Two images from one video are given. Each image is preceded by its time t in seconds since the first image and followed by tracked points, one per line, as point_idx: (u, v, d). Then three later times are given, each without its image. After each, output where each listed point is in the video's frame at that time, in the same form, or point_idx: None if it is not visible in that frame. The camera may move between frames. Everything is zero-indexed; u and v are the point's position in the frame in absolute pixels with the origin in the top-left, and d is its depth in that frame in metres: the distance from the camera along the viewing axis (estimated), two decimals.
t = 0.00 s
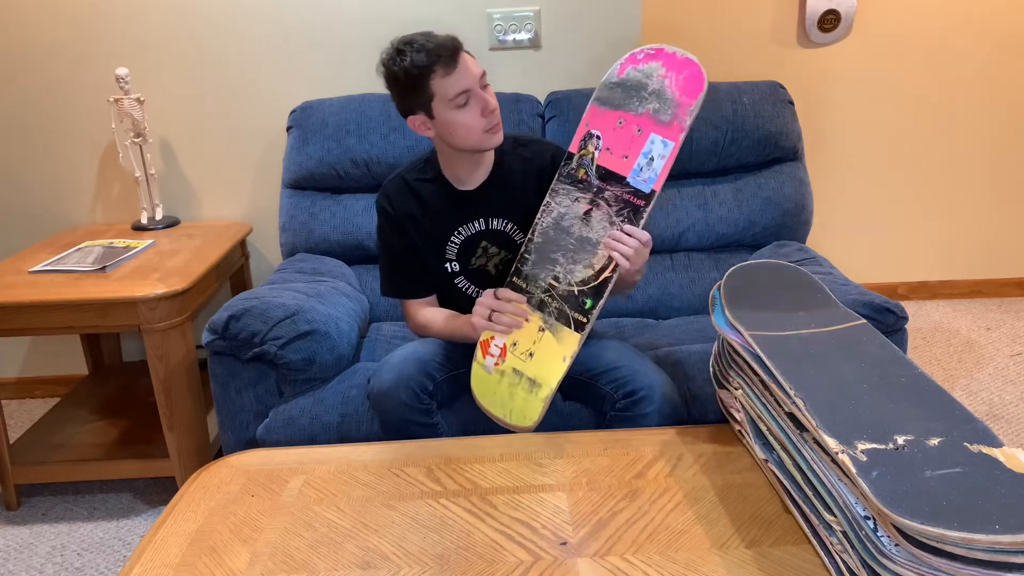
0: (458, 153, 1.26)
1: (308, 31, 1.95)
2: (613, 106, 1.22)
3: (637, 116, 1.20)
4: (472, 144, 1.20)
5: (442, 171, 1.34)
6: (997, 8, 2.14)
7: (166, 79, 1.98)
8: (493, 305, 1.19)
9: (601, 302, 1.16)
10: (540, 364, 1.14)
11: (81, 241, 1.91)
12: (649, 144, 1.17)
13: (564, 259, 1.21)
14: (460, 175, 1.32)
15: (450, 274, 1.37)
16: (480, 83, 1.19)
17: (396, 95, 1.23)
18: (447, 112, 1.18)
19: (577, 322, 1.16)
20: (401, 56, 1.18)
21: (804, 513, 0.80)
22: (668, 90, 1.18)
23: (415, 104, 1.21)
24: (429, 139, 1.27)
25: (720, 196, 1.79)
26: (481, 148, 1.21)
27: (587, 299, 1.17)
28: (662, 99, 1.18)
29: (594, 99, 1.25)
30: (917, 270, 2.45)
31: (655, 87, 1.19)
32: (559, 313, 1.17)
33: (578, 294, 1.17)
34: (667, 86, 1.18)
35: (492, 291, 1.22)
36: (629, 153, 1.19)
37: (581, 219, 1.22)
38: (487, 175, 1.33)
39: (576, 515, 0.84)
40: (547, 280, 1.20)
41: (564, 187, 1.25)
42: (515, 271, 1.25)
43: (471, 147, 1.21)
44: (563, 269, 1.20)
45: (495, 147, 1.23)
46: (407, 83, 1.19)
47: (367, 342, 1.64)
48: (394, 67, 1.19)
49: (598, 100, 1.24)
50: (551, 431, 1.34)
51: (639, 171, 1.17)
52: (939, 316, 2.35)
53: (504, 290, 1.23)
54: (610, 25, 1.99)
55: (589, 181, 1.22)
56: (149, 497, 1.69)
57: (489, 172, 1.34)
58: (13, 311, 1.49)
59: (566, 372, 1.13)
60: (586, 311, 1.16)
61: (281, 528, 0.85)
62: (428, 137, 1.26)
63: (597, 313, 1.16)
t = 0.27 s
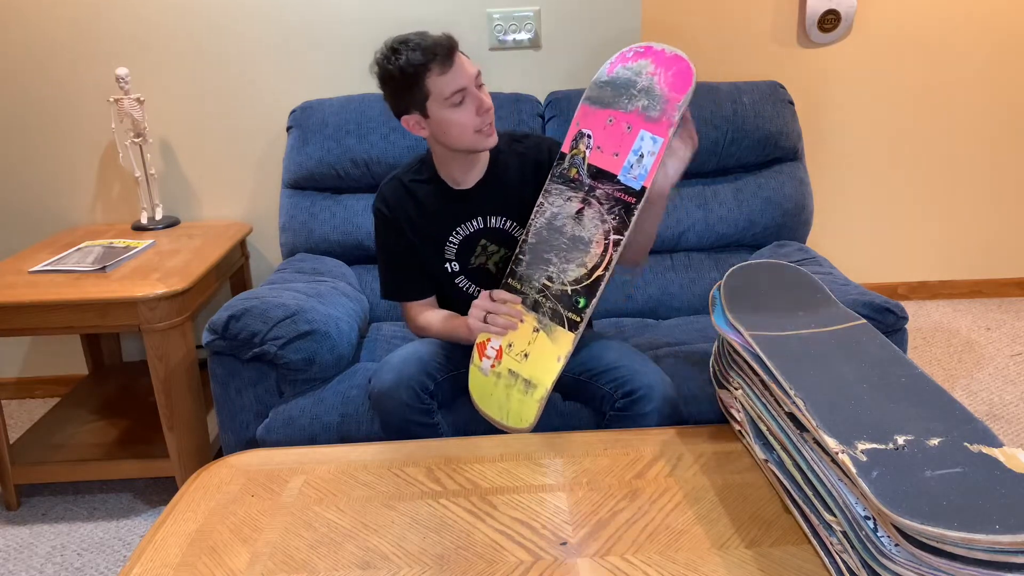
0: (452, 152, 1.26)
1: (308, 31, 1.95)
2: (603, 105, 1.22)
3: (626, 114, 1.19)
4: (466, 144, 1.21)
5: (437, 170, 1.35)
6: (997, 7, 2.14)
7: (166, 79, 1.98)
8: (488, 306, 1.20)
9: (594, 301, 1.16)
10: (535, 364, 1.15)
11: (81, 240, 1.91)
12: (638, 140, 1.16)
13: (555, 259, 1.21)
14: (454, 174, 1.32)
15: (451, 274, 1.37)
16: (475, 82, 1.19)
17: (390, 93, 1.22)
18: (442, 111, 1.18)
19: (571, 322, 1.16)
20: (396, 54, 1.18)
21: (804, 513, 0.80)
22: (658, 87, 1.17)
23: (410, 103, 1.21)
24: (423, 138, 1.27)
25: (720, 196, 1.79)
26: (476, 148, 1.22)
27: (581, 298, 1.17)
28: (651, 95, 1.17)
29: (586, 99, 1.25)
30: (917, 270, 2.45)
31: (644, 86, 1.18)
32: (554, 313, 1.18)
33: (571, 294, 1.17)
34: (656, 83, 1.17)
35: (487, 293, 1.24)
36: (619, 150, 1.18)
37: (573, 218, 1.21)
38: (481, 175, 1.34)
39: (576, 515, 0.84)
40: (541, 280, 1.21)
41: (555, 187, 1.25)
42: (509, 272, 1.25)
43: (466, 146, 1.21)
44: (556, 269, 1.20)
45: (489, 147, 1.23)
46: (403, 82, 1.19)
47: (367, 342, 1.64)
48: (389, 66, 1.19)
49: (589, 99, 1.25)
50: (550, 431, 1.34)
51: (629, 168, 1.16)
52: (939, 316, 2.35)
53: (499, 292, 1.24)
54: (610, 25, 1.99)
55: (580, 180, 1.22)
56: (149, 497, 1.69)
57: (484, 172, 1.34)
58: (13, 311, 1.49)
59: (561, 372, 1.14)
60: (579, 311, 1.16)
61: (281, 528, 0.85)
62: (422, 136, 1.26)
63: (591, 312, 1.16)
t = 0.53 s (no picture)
0: (451, 151, 1.26)
1: (308, 31, 1.95)
2: (615, 121, 1.21)
3: (638, 132, 1.18)
4: (465, 143, 1.21)
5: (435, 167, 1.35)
6: (997, 7, 2.14)
7: (166, 79, 1.98)
8: (490, 317, 1.20)
9: (599, 319, 1.17)
10: (538, 377, 1.14)
11: (81, 241, 1.91)
12: (650, 161, 1.16)
13: (561, 275, 1.22)
14: (453, 172, 1.33)
15: (460, 270, 1.36)
16: (474, 81, 1.19)
17: (389, 92, 1.22)
18: (441, 110, 1.18)
19: (574, 339, 1.16)
20: (395, 53, 1.18)
21: (804, 513, 0.80)
22: (673, 107, 1.16)
23: (409, 102, 1.21)
24: (422, 136, 1.27)
25: (720, 196, 1.79)
26: (475, 147, 1.22)
27: (586, 316, 1.17)
28: (664, 115, 1.17)
29: (597, 112, 1.24)
30: (917, 270, 2.45)
31: (658, 105, 1.18)
32: (557, 329, 1.18)
33: (576, 311, 1.18)
34: (669, 103, 1.17)
35: (489, 303, 1.23)
36: (629, 169, 1.18)
37: (580, 235, 1.22)
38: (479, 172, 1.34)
39: (576, 515, 0.84)
40: (546, 295, 1.21)
41: (563, 201, 1.25)
42: (514, 284, 1.26)
43: (465, 146, 1.22)
44: (562, 285, 1.21)
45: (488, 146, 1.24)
46: (402, 81, 1.19)
47: (367, 342, 1.64)
48: (387, 65, 1.19)
49: (600, 113, 1.24)
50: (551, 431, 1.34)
51: (639, 189, 1.17)
52: (939, 316, 2.35)
53: (501, 302, 1.23)
54: (610, 25, 1.98)
55: (589, 197, 1.22)
56: (149, 497, 1.69)
57: (483, 169, 1.34)
58: (13, 311, 1.49)
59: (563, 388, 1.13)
60: (584, 328, 1.16)
61: (281, 528, 0.85)
62: (421, 134, 1.26)
63: (595, 330, 1.16)
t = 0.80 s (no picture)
0: (449, 151, 1.26)
1: (307, 31, 1.95)
2: (623, 129, 1.20)
3: (647, 141, 1.18)
4: (462, 144, 1.21)
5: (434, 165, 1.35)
6: (997, 7, 2.14)
7: (166, 79, 1.98)
8: (494, 321, 1.19)
9: (603, 327, 1.17)
10: (540, 382, 1.14)
11: (81, 241, 1.91)
12: (658, 171, 1.17)
13: (566, 281, 1.22)
14: (453, 170, 1.32)
15: (465, 267, 1.36)
16: (472, 82, 1.18)
17: (388, 92, 1.23)
18: (438, 111, 1.18)
19: (578, 346, 1.16)
20: (393, 53, 1.18)
21: (804, 513, 0.80)
22: (683, 117, 1.16)
23: (407, 102, 1.21)
24: (421, 136, 1.27)
25: (720, 196, 1.79)
26: (472, 148, 1.22)
27: (589, 323, 1.17)
28: (673, 125, 1.17)
29: (605, 119, 1.23)
30: (917, 270, 2.45)
31: (668, 115, 1.17)
32: (560, 335, 1.18)
33: (580, 317, 1.18)
34: (679, 112, 1.17)
35: (492, 307, 1.23)
36: (637, 178, 1.18)
37: (586, 242, 1.22)
38: (478, 170, 1.34)
39: (576, 515, 0.84)
40: (550, 301, 1.21)
41: (569, 207, 1.25)
42: (517, 288, 1.26)
43: (462, 146, 1.21)
44: (566, 292, 1.21)
45: (486, 146, 1.23)
46: (399, 81, 1.19)
47: (367, 342, 1.64)
48: (385, 65, 1.19)
49: (609, 120, 1.23)
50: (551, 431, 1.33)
51: (646, 198, 1.18)
52: (939, 316, 2.35)
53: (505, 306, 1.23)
54: (610, 25, 1.98)
55: (595, 204, 1.22)
56: (149, 497, 1.69)
57: (482, 165, 1.34)
58: (13, 311, 1.49)
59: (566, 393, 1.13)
60: (587, 335, 1.16)
61: (281, 528, 0.85)
62: (420, 134, 1.26)
63: (599, 337, 1.16)
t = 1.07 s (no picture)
0: (446, 154, 1.26)
1: (307, 31, 1.95)
2: (617, 127, 1.20)
3: (641, 139, 1.18)
4: (458, 148, 1.21)
5: (432, 168, 1.35)
6: (997, 7, 2.14)
7: (166, 79, 1.98)
8: (493, 322, 1.19)
9: (602, 326, 1.17)
10: (539, 382, 1.15)
11: (81, 241, 1.91)
12: (653, 169, 1.17)
13: (562, 281, 1.21)
14: (450, 171, 1.32)
15: (463, 269, 1.36)
16: (468, 87, 1.18)
17: (384, 95, 1.23)
18: (434, 116, 1.18)
19: (577, 345, 1.17)
20: (389, 56, 1.18)
21: (804, 513, 0.80)
22: (677, 114, 1.17)
23: (403, 106, 1.21)
24: (418, 139, 1.27)
25: (720, 195, 1.79)
26: (468, 152, 1.22)
27: (588, 323, 1.18)
28: (667, 122, 1.17)
29: (598, 117, 1.23)
30: (917, 270, 2.45)
31: (661, 112, 1.18)
32: (559, 335, 1.18)
33: (579, 317, 1.18)
34: (673, 109, 1.17)
35: (491, 307, 1.22)
36: (633, 177, 1.18)
37: (583, 242, 1.22)
38: (475, 172, 1.34)
39: (576, 515, 0.84)
40: (548, 301, 1.21)
41: (564, 207, 1.24)
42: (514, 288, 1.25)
43: (458, 150, 1.21)
44: (564, 292, 1.21)
45: (482, 150, 1.23)
46: (395, 85, 1.19)
47: (367, 342, 1.64)
48: (381, 68, 1.19)
49: (601, 118, 1.22)
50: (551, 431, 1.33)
51: (642, 197, 1.18)
52: (939, 316, 2.35)
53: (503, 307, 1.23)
54: (609, 24, 1.98)
55: (591, 203, 1.22)
56: (149, 497, 1.69)
57: (479, 168, 1.34)
58: (13, 311, 1.49)
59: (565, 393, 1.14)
60: (586, 335, 1.17)
61: (281, 528, 0.85)
62: (417, 137, 1.26)
63: (597, 336, 1.17)
